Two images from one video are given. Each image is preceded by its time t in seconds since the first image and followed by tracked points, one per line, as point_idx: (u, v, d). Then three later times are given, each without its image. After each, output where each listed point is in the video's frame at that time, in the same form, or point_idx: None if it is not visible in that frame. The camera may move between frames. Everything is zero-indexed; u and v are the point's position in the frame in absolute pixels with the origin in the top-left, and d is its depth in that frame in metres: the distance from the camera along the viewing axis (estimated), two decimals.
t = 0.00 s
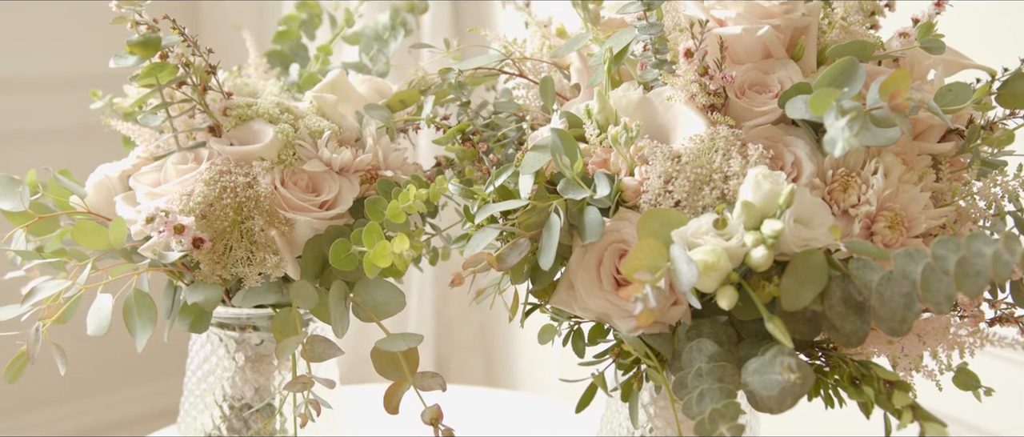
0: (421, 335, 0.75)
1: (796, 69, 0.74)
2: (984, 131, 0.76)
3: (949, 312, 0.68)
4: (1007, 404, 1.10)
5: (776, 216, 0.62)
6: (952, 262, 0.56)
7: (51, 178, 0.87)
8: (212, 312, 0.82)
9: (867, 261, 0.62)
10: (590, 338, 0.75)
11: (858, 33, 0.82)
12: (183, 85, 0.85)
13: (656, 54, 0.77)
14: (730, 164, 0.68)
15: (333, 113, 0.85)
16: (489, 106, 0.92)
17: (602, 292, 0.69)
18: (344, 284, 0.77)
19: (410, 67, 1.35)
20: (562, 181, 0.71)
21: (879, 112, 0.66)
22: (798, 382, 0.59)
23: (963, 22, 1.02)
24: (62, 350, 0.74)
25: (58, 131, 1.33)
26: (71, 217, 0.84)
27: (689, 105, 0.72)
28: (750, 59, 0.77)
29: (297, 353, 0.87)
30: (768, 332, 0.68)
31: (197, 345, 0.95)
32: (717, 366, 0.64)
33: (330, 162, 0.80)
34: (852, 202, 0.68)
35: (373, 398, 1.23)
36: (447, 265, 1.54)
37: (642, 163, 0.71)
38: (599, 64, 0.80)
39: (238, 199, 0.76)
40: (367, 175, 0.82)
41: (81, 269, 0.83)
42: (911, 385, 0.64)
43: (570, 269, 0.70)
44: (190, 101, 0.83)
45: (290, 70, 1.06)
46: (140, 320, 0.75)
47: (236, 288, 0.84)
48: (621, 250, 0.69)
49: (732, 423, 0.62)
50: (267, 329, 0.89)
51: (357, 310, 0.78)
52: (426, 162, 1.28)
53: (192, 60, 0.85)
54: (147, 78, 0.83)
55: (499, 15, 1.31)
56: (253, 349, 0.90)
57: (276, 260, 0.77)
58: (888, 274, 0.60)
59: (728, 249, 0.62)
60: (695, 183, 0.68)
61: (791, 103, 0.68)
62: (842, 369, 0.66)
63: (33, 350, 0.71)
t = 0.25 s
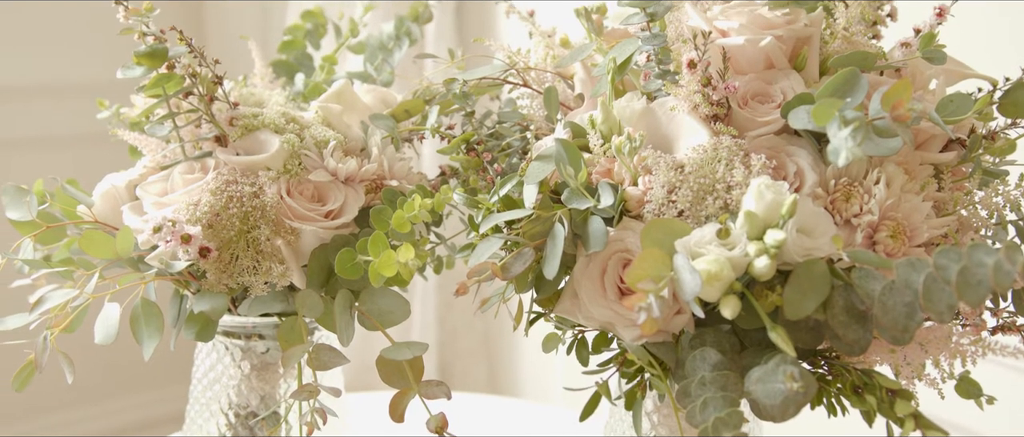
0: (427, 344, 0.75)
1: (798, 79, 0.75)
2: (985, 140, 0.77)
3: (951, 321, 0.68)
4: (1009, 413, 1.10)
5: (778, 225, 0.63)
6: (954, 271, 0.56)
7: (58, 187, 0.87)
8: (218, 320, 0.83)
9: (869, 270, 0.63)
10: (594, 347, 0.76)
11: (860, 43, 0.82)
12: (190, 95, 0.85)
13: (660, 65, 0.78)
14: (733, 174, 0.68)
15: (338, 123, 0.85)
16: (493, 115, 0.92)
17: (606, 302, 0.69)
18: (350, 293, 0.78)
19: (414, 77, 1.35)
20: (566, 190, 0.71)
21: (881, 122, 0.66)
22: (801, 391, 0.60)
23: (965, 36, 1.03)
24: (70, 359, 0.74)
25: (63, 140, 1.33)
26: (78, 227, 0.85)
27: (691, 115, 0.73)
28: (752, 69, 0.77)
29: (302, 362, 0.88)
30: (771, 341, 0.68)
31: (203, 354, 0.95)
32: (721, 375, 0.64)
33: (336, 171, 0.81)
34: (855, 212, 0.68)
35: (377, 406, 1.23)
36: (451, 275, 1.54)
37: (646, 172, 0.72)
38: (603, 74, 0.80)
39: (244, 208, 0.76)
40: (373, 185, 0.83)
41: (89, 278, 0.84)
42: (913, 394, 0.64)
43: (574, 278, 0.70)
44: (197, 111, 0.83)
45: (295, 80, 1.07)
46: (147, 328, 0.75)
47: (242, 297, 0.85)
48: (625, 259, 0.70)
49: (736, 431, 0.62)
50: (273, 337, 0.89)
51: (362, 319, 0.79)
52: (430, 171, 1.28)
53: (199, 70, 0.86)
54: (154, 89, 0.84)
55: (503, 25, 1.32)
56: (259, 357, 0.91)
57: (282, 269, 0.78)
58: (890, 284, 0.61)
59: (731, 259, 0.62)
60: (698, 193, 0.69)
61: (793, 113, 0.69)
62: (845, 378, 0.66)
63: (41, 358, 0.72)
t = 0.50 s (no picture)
0: (425, 352, 0.75)
1: (795, 90, 0.75)
2: (981, 150, 0.77)
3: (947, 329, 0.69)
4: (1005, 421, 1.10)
5: (774, 235, 0.63)
6: (949, 282, 0.57)
7: (59, 196, 0.88)
8: (219, 329, 0.83)
9: (865, 280, 0.63)
10: (592, 356, 0.76)
11: (856, 54, 0.83)
12: (191, 105, 0.86)
13: (657, 74, 0.78)
14: (730, 184, 0.69)
15: (338, 132, 0.86)
16: (492, 124, 0.93)
17: (604, 311, 0.69)
18: (349, 302, 0.78)
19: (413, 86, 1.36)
20: (564, 200, 0.72)
21: (876, 132, 0.67)
22: (798, 400, 0.60)
23: (969, 44, 1.03)
24: (71, 368, 0.74)
25: (65, 148, 1.34)
26: (79, 236, 0.86)
27: (689, 125, 0.73)
28: (749, 79, 0.78)
29: (302, 371, 0.88)
30: (768, 350, 0.68)
31: (202, 363, 0.96)
32: (718, 384, 0.64)
33: (335, 181, 0.81)
34: (851, 221, 0.69)
35: (376, 414, 1.23)
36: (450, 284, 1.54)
37: (644, 182, 0.72)
38: (601, 84, 0.81)
39: (244, 218, 0.77)
40: (372, 194, 0.83)
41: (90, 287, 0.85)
42: (909, 402, 0.65)
43: (573, 287, 0.71)
44: (198, 121, 0.84)
45: (295, 89, 1.07)
46: (148, 338, 0.76)
47: (243, 306, 0.85)
48: (623, 269, 0.70)
49: None
50: (273, 346, 0.90)
51: (362, 327, 0.79)
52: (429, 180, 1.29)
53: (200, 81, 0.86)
54: (156, 98, 0.84)
55: (503, 35, 1.33)
56: (259, 366, 0.91)
57: (282, 278, 0.78)
58: (885, 295, 0.61)
59: (728, 269, 0.62)
60: (695, 203, 0.69)
61: (790, 123, 0.69)
62: (842, 386, 0.67)
63: (43, 368, 0.72)
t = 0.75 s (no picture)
0: (426, 362, 0.76)
1: (793, 101, 0.76)
2: (978, 161, 0.78)
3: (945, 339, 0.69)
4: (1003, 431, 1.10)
5: (772, 246, 0.64)
6: (945, 293, 0.57)
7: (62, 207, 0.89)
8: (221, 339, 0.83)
9: (862, 291, 0.63)
10: (591, 366, 0.77)
11: (854, 65, 0.83)
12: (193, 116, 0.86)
13: (656, 86, 0.78)
14: (729, 195, 0.70)
15: (339, 144, 0.86)
16: (492, 135, 0.93)
17: (603, 320, 0.70)
18: (350, 312, 0.79)
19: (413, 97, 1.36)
20: (564, 211, 0.72)
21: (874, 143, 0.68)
22: (796, 410, 0.60)
23: (968, 49, 1.03)
24: (75, 378, 0.75)
25: (71, 155, 1.32)
26: (82, 246, 0.86)
27: (688, 136, 0.74)
28: (747, 91, 0.79)
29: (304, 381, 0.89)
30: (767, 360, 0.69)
31: (204, 372, 0.96)
32: (717, 394, 0.65)
33: (337, 192, 0.82)
34: (849, 232, 0.69)
35: (377, 423, 1.23)
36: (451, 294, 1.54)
37: (643, 193, 0.72)
38: (601, 95, 0.81)
39: (246, 228, 0.77)
40: (373, 205, 0.84)
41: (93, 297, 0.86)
42: (907, 412, 0.65)
43: (572, 297, 0.71)
44: (200, 132, 0.84)
45: (297, 100, 1.08)
46: (151, 347, 0.76)
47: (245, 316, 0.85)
48: (623, 279, 0.71)
49: None
50: (275, 356, 0.90)
51: (363, 338, 0.80)
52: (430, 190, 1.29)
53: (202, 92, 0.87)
54: (158, 110, 0.84)
55: (503, 46, 1.33)
56: (261, 375, 0.91)
57: (284, 288, 0.78)
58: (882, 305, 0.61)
59: (726, 279, 0.63)
60: (694, 214, 0.70)
61: (788, 135, 0.70)
62: (840, 396, 0.67)
63: (46, 378, 0.73)
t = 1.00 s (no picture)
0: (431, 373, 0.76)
1: (794, 114, 0.76)
2: (978, 172, 0.78)
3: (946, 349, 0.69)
4: None
5: (774, 258, 0.64)
6: (946, 305, 0.58)
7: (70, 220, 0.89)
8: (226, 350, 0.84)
9: (863, 303, 0.64)
10: (595, 377, 0.77)
11: (855, 77, 0.84)
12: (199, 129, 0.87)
13: (658, 99, 0.79)
14: (730, 207, 0.70)
15: (344, 156, 0.87)
16: (495, 147, 0.94)
17: (607, 332, 0.71)
18: (355, 324, 0.79)
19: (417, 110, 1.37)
20: (567, 224, 0.73)
21: (875, 156, 0.68)
22: (797, 422, 0.61)
23: (969, 59, 1.03)
24: (82, 390, 0.76)
25: (75, 165, 1.30)
26: (89, 258, 0.87)
27: (690, 149, 0.75)
28: (749, 103, 0.79)
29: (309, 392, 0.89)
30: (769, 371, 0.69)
31: (210, 383, 0.97)
32: (719, 405, 0.65)
33: (341, 204, 0.82)
34: (850, 243, 0.70)
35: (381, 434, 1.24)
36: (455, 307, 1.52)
37: (646, 205, 0.73)
38: (603, 107, 0.82)
39: (252, 241, 0.78)
40: (378, 217, 0.84)
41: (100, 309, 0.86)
42: (908, 423, 0.66)
43: (576, 309, 0.72)
44: (206, 145, 0.85)
45: (301, 112, 1.09)
46: (157, 359, 0.77)
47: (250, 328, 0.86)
48: (625, 291, 0.71)
49: None
50: (280, 367, 0.91)
51: (368, 349, 0.80)
52: (435, 202, 1.30)
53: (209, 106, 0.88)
54: (165, 123, 0.86)
55: (505, 58, 1.34)
56: (266, 386, 0.92)
57: (289, 301, 0.79)
58: (883, 317, 0.62)
59: (728, 292, 0.63)
60: (696, 226, 0.71)
61: (789, 148, 0.71)
62: (841, 407, 0.68)
63: (54, 390, 0.73)
